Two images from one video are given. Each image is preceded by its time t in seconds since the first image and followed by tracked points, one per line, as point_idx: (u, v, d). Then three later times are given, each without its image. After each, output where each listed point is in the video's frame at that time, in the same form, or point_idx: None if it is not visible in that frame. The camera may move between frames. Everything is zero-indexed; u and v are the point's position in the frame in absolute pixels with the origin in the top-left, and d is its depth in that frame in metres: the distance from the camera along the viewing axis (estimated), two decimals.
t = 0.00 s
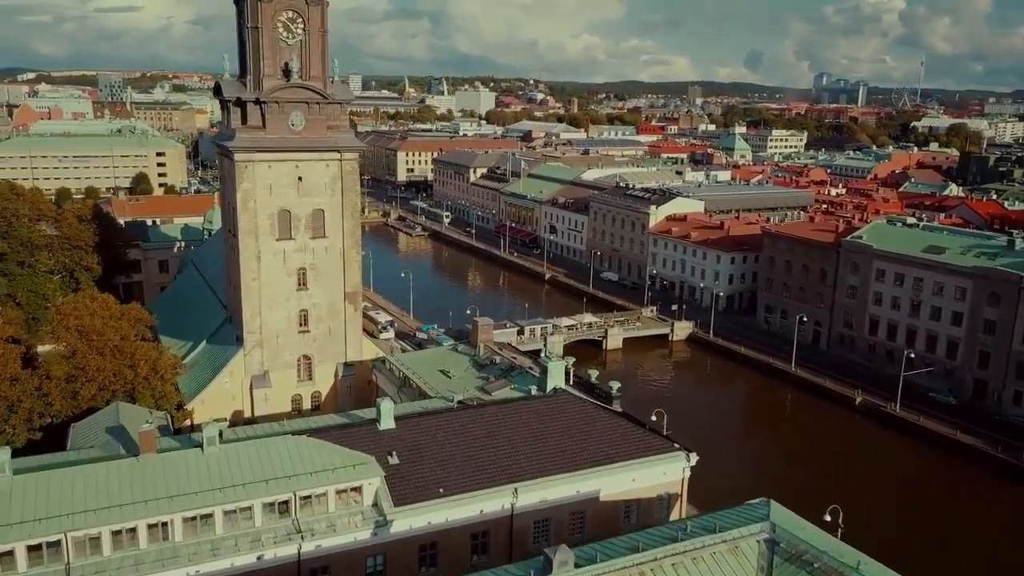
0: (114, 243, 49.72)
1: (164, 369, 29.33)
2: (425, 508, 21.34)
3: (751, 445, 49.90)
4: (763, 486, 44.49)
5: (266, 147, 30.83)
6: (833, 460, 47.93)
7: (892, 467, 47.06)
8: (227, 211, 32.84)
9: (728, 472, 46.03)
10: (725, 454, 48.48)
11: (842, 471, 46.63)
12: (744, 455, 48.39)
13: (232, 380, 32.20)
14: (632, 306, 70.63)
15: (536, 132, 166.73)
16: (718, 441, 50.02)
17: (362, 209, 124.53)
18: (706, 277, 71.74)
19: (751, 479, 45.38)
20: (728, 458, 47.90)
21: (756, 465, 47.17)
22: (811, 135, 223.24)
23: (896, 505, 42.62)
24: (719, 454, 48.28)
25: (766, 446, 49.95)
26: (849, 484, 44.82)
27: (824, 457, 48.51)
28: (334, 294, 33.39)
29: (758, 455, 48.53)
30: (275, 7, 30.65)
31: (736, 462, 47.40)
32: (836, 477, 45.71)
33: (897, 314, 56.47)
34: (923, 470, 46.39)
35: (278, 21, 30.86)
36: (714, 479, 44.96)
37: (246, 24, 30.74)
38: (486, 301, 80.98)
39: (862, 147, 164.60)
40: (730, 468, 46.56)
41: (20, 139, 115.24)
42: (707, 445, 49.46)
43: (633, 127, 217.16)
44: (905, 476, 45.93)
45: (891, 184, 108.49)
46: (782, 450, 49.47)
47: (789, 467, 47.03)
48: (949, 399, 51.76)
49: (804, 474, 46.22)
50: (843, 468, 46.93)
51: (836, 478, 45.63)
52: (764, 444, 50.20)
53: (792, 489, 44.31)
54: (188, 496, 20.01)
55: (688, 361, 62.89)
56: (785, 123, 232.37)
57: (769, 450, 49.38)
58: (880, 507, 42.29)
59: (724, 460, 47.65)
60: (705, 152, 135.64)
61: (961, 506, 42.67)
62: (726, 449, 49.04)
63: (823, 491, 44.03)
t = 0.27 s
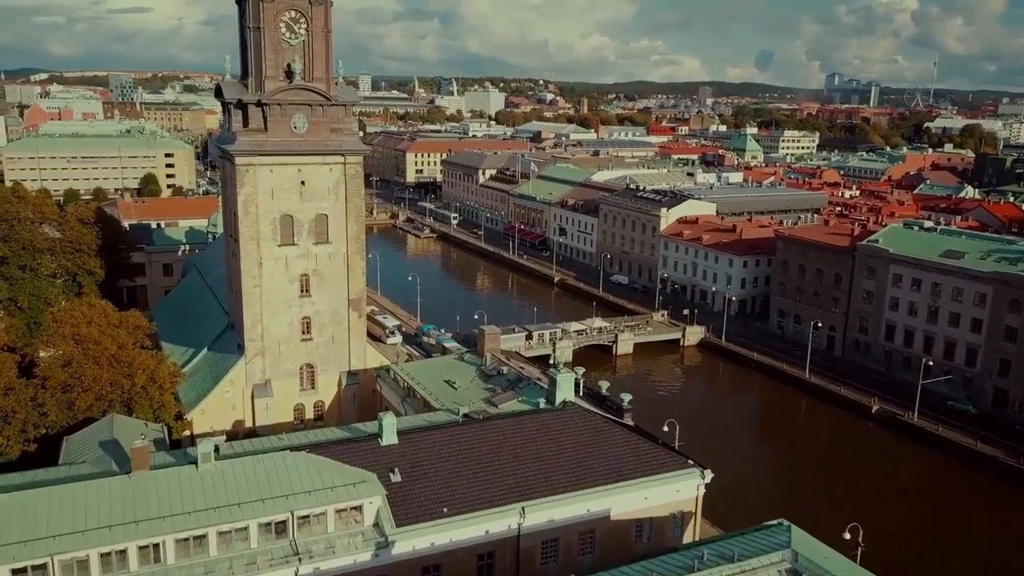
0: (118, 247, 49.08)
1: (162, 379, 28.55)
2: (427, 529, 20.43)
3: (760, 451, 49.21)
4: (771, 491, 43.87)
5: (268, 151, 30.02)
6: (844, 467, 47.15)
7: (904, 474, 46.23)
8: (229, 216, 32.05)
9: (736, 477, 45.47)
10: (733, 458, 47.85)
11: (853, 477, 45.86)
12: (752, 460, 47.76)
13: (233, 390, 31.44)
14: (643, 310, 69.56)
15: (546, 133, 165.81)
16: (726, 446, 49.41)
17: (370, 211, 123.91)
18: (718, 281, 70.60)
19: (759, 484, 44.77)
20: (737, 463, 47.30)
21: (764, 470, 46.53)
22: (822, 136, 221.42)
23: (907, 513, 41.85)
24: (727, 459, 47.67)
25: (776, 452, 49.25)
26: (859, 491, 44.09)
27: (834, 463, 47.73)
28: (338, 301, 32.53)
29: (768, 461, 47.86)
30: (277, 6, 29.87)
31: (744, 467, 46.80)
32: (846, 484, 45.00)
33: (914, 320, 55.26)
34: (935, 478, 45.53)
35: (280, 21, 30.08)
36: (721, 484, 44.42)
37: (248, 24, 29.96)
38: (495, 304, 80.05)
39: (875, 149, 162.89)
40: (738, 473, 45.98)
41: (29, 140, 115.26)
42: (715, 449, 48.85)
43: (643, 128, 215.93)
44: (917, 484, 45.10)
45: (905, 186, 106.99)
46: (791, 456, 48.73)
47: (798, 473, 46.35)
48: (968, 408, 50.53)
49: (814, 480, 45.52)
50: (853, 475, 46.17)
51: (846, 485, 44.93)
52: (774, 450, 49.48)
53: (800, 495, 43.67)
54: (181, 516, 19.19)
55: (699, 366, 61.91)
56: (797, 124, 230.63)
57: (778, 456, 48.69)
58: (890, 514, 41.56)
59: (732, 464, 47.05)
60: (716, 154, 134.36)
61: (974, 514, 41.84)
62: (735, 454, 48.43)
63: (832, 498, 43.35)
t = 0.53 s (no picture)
0: (122, 250, 48.44)
1: (160, 389, 27.73)
2: (431, 552, 19.51)
3: (768, 454, 48.61)
4: (778, 495, 43.36)
5: (270, 155, 29.21)
6: (853, 472, 46.47)
7: (915, 480, 45.50)
8: (230, 221, 31.25)
9: (742, 480, 44.98)
10: (741, 462, 47.29)
11: (862, 483, 45.18)
12: (760, 464, 47.20)
13: (234, 399, 30.67)
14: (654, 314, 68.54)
15: (556, 134, 164.76)
16: (733, 449, 48.87)
17: (379, 212, 123.22)
18: (730, 285, 69.48)
19: (765, 488, 44.24)
20: (744, 465, 46.79)
21: (771, 474, 45.98)
22: (835, 137, 219.57)
23: (916, 519, 41.22)
24: (734, 462, 47.16)
25: (784, 455, 48.62)
26: (868, 496, 43.47)
27: (844, 468, 47.03)
28: (341, 309, 31.69)
29: (776, 465, 47.27)
30: (279, 6, 29.06)
31: (752, 470, 46.27)
32: (854, 489, 44.37)
33: (932, 326, 54.06)
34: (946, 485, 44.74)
35: (283, 21, 29.28)
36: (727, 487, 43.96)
37: (249, 25, 29.17)
38: (503, 307, 79.11)
39: (889, 150, 161.07)
40: (745, 476, 45.46)
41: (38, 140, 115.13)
42: (722, 452, 48.32)
43: (653, 129, 214.60)
44: (928, 491, 44.38)
45: (920, 188, 105.43)
46: (800, 461, 48.09)
47: (806, 477, 45.76)
48: (988, 417, 49.32)
49: (822, 485, 44.92)
50: (863, 480, 45.51)
51: (854, 489, 44.31)
52: (782, 454, 48.86)
53: (807, 499, 43.10)
54: (173, 538, 18.36)
55: (711, 372, 60.92)
56: (809, 124, 228.65)
57: (787, 460, 48.08)
58: (899, 520, 40.93)
59: (739, 467, 46.52)
60: (727, 155, 133.02)
61: (985, 522, 41.11)
62: (742, 457, 47.88)
63: (840, 502, 42.78)
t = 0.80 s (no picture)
0: (127, 253, 47.82)
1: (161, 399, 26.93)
2: None
3: (777, 458, 48.18)
4: (785, 499, 43.01)
5: (274, 159, 28.42)
6: (864, 477, 45.92)
7: (925, 487, 44.90)
8: (234, 227, 30.46)
9: (749, 484, 44.69)
10: (749, 465, 46.96)
11: (872, 489, 44.66)
12: (769, 468, 46.80)
13: (237, 410, 29.93)
14: (667, 319, 67.46)
15: (568, 135, 163.69)
16: (742, 453, 48.48)
17: (389, 214, 122.51)
18: (745, 290, 68.28)
19: (772, 492, 43.89)
20: (751, 469, 46.44)
21: (779, 478, 45.60)
22: (849, 138, 217.42)
23: (925, 525, 40.71)
24: (743, 465, 46.80)
25: (793, 460, 48.13)
26: (877, 502, 42.98)
27: (854, 474, 46.52)
28: (347, 316, 30.86)
29: (785, 469, 46.81)
30: (284, 6, 28.27)
31: (759, 474, 45.91)
32: (863, 495, 43.89)
33: (953, 334, 52.77)
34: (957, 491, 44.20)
35: (287, 22, 28.47)
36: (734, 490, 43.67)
37: (253, 25, 28.39)
38: (514, 311, 78.16)
39: (905, 151, 159.14)
40: (752, 480, 45.15)
41: (50, 141, 115.05)
42: (730, 455, 47.96)
43: (666, 130, 213.09)
44: (939, 497, 43.77)
45: (938, 191, 103.76)
46: (810, 465, 47.61)
47: (815, 482, 45.34)
48: (1012, 427, 48.04)
49: (830, 490, 44.49)
50: (873, 486, 44.96)
51: (863, 495, 43.85)
52: (792, 458, 48.40)
53: (814, 504, 42.74)
54: (166, 562, 17.53)
55: (725, 378, 59.85)
56: (823, 125, 226.48)
57: (796, 464, 47.63)
58: (908, 527, 40.45)
59: (746, 471, 46.17)
60: (741, 156, 131.52)
61: (996, 528, 40.54)
62: (750, 460, 47.51)
63: (848, 508, 42.37)
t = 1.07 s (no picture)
0: (134, 257, 47.17)
1: (162, 412, 26.19)
2: None
3: (786, 462, 47.81)
4: (792, 503, 42.74)
5: (279, 163, 27.64)
6: (872, 483, 45.49)
7: (936, 493, 44.36)
8: (238, 233, 29.71)
9: (756, 486, 44.47)
10: (757, 468, 46.69)
11: (881, 495, 44.23)
12: (777, 471, 46.48)
13: (240, 421, 29.16)
14: (681, 325, 66.34)
15: (581, 136, 162.57)
16: (751, 456, 48.18)
17: (401, 215, 121.76)
18: (761, 295, 67.08)
19: (780, 496, 43.63)
20: (760, 472, 46.16)
21: (788, 481, 45.30)
22: (865, 139, 215.14)
23: (933, 532, 40.30)
24: (751, 468, 46.50)
25: (803, 464, 47.75)
26: (884, 508, 42.59)
27: (863, 479, 46.09)
28: (354, 325, 30.03)
29: (794, 473, 46.47)
30: (290, 6, 27.51)
31: (768, 477, 45.60)
32: (872, 500, 43.52)
33: (976, 342, 51.40)
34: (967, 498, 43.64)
35: (293, 23, 27.70)
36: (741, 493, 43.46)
37: (258, 26, 27.65)
38: (526, 314, 77.21)
39: (922, 153, 157.04)
40: (760, 483, 44.91)
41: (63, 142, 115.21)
42: (738, 458, 47.69)
43: (680, 131, 211.56)
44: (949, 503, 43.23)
45: (958, 194, 102.02)
46: (819, 470, 47.22)
47: (823, 487, 45.00)
48: None
49: (839, 495, 44.14)
50: (881, 492, 44.54)
51: (871, 501, 43.46)
52: (801, 462, 48.02)
53: (821, 508, 42.46)
54: None
55: (741, 385, 58.72)
56: (839, 126, 224.13)
57: (806, 468, 47.24)
58: (915, 533, 40.04)
59: (754, 474, 45.89)
60: (756, 158, 129.99)
61: (1005, 536, 40.00)
62: (758, 464, 47.21)
63: (855, 513, 42.06)
